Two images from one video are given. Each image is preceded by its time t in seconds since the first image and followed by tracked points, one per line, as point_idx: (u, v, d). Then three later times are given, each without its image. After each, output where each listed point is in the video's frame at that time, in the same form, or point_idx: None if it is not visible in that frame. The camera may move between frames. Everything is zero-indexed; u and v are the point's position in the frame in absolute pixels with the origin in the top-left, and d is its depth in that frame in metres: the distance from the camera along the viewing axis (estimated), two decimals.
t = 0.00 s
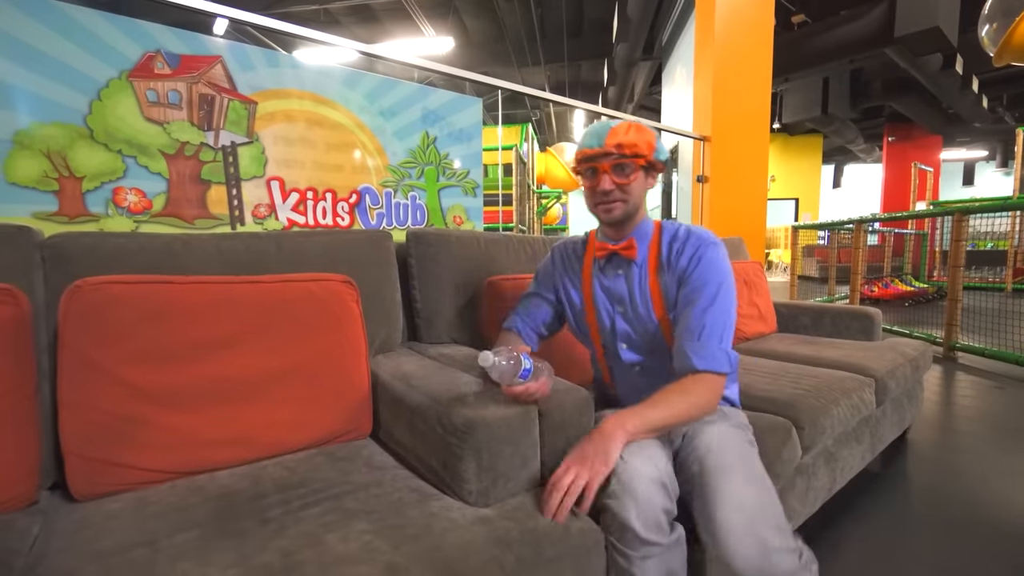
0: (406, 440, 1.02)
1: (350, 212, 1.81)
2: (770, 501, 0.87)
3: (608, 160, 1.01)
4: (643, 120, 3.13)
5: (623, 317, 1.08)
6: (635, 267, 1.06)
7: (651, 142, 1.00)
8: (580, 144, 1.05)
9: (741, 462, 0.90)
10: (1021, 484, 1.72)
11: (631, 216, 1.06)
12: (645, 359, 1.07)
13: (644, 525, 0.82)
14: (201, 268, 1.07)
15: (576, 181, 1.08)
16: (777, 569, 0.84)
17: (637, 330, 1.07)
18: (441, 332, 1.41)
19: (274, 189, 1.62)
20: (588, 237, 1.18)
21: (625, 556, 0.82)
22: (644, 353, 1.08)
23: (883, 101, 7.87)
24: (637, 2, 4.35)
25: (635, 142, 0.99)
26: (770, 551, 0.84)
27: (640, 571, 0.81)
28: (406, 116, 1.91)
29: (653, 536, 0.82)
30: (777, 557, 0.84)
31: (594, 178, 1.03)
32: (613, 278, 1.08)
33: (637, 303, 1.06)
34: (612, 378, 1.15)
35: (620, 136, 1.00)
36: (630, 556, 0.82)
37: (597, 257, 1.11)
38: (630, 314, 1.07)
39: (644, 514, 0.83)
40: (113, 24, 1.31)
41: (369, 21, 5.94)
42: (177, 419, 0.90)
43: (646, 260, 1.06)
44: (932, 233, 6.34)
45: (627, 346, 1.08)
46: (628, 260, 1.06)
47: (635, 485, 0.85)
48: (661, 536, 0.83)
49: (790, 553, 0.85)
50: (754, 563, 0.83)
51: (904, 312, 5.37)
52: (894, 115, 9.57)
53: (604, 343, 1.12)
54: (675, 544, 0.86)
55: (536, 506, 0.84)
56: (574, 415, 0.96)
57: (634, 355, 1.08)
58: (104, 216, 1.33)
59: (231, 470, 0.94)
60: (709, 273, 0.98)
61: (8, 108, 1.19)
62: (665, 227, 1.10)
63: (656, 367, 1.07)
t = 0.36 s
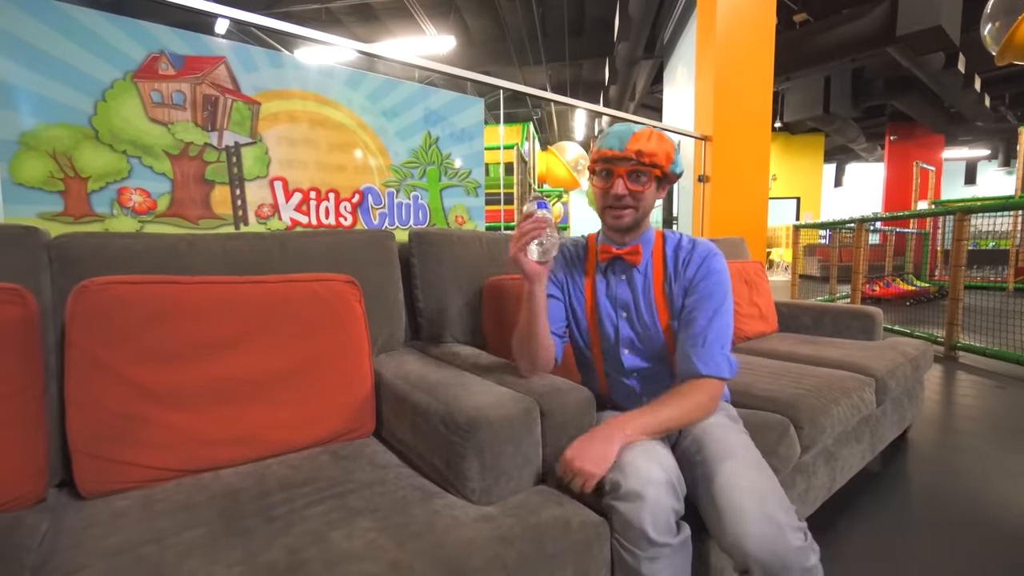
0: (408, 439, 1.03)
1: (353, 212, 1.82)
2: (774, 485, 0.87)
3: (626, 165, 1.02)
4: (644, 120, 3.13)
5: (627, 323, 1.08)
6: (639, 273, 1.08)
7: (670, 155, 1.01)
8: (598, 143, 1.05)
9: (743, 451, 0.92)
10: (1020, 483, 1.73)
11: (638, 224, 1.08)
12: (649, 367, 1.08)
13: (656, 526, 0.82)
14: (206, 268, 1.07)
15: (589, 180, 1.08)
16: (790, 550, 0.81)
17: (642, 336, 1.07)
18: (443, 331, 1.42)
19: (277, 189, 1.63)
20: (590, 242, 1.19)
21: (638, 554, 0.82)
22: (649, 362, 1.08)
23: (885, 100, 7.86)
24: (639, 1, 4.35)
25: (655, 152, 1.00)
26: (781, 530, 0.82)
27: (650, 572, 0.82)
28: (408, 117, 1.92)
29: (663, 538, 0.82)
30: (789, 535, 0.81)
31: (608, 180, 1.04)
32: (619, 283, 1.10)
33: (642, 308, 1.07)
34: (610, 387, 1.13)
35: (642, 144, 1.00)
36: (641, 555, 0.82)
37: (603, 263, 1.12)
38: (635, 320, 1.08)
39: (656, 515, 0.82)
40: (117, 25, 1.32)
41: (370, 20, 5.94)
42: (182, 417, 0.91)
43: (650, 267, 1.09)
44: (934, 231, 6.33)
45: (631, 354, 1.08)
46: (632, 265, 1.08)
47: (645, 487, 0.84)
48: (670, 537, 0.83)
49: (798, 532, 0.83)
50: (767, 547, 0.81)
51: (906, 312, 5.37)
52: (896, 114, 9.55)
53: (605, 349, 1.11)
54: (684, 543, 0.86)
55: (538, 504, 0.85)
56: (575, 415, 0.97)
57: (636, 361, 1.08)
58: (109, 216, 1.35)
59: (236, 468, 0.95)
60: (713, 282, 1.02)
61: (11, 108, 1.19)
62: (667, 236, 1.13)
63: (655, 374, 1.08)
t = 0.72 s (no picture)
0: (411, 436, 1.03)
1: (355, 210, 1.82)
2: (771, 488, 0.87)
3: (610, 165, 1.01)
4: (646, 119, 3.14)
5: (623, 331, 1.09)
6: (634, 281, 1.07)
7: (655, 152, 1.01)
8: (580, 145, 1.05)
9: (743, 455, 0.92)
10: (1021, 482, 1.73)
11: (628, 227, 1.06)
12: (647, 372, 1.10)
13: (659, 527, 0.83)
14: (209, 266, 1.08)
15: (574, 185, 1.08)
16: (781, 558, 0.82)
17: (637, 342, 1.08)
18: (445, 330, 1.43)
19: (280, 188, 1.63)
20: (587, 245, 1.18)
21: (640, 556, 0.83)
22: (646, 367, 1.10)
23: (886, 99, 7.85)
24: None
25: (639, 150, 1.00)
26: (772, 537, 0.82)
27: (654, 572, 0.82)
28: (410, 115, 1.92)
29: (665, 540, 0.83)
30: (782, 543, 0.82)
31: (593, 182, 1.03)
32: (614, 292, 1.10)
33: (636, 316, 1.08)
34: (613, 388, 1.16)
35: (625, 143, 1.00)
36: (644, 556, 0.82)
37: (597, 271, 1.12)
38: (630, 330, 1.08)
39: (660, 517, 0.83)
40: (121, 24, 1.32)
41: (371, 19, 5.95)
42: (187, 415, 0.91)
43: (645, 273, 1.08)
44: (935, 231, 6.33)
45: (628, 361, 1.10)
46: (624, 274, 1.07)
47: (649, 490, 0.84)
48: (672, 539, 0.84)
49: (792, 539, 0.84)
50: (756, 552, 0.82)
51: (907, 311, 5.37)
52: (897, 113, 9.53)
53: (604, 352, 1.13)
54: (686, 544, 0.87)
55: (541, 502, 0.85)
56: (578, 412, 0.97)
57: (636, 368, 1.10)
58: (113, 214, 1.35)
59: (240, 465, 0.95)
60: (713, 290, 1.00)
61: (12, 106, 1.19)
62: (665, 238, 1.11)
63: (653, 378, 1.10)
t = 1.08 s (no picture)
0: (416, 435, 1.02)
1: (358, 208, 1.81)
2: (759, 510, 0.87)
3: (627, 153, 1.01)
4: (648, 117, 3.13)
5: (638, 329, 1.09)
6: (649, 279, 1.07)
7: (673, 140, 1.01)
8: (597, 136, 1.05)
9: (742, 467, 0.91)
10: None
11: (647, 219, 1.04)
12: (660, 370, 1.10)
13: (659, 532, 0.82)
14: (212, 264, 1.07)
15: (592, 177, 1.07)
16: None
17: (651, 340, 1.08)
18: (449, 328, 1.42)
19: (283, 186, 1.63)
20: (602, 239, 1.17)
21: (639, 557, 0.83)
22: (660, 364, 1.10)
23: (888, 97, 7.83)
24: None
25: (657, 137, 1.00)
26: (748, 560, 0.83)
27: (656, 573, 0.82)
28: (413, 113, 1.92)
29: (666, 545, 0.83)
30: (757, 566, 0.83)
31: (611, 171, 1.03)
32: (629, 290, 1.09)
33: (653, 314, 1.07)
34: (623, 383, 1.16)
35: (642, 130, 1.00)
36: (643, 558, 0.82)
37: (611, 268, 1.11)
38: (645, 328, 1.08)
39: (661, 522, 0.83)
40: (122, 20, 1.31)
41: (372, 18, 5.94)
42: (192, 413, 0.91)
43: (662, 270, 1.07)
44: (937, 229, 6.31)
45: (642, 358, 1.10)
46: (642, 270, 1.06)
47: (650, 495, 0.84)
48: (675, 544, 0.84)
49: (769, 563, 0.85)
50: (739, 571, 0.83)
51: (909, 310, 5.36)
52: (899, 111, 9.51)
53: (616, 350, 1.13)
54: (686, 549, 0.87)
55: (547, 501, 0.84)
56: (583, 411, 0.97)
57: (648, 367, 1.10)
58: (115, 212, 1.35)
59: (243, 465, 0.95)
60: (731, 288, 1.00)
61: (12, 103, 1.19)
62: (683, 233, 1.10)
63: (666, 376, 1.10)
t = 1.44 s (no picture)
0: (417, 435, 1.02)
1: (359, 207, 1.81)
2: (768, 496, 0.86)
3: (635, 159, 1.00)
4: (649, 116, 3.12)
5: (649, 322, 1.07)
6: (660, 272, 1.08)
7: (683, 151, 0.99)
8: (609, 140, 1.05)
9: (745, 458, 0.91)
10: None
11: (648, 224, 1.04)
12: (668, 365, 1.08)
13: (666, 530, 0.82)
14: (213, 263, 1.07)
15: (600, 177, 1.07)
16: (772, 568, 0.80)
17: (661, 336, 1.06)
18: (450, 328, 1.42)
19: (283, 184, 1.62)
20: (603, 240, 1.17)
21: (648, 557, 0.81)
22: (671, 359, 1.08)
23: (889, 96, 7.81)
24: None
25: (666, 146, 0.98)
26: (763, 546, 0.81)
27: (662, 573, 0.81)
28: (414, 112, 1.91)
29: (672, 543, 0.82)
30: (772, 552, 0.80)
31: (617, 175, 1.02)
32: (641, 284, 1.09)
33: (664, 306, 1.07)
34: (623, 383, 1.13)
35: (654, 138, 0.99)
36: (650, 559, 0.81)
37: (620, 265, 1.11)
38: (656, 320, 1.07)
39: (667, 518, 0.83)
40: (122, 17, 1.30)
41: (372, 16, 5.93)
42: (192, 413, 0.91)
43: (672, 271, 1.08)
44: (938, 228, 6.30)
45: (653, 351, 1.08)
46: (653, 267, 1.07)
47: (653, 492, 0.84)
48: (680, 542, 0.83)
49: (785, 550, 0.82)
50: (748, 559, 0.81)
51: (910, 309, 5.35)
52: (901, 110, 9.49)
53: (621, 348, 1.11)
54: (693, 547, 0.86)
55: (550, 501, 0.84)
56: (584, 410, 0.96)
57: (656, 362, 1.08)
58: (115, 211, 1.34)
59: (243, 465, 0.94)
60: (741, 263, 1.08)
61: (11, 102, 1.18)
62: (685, 229, 1.13)
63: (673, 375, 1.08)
